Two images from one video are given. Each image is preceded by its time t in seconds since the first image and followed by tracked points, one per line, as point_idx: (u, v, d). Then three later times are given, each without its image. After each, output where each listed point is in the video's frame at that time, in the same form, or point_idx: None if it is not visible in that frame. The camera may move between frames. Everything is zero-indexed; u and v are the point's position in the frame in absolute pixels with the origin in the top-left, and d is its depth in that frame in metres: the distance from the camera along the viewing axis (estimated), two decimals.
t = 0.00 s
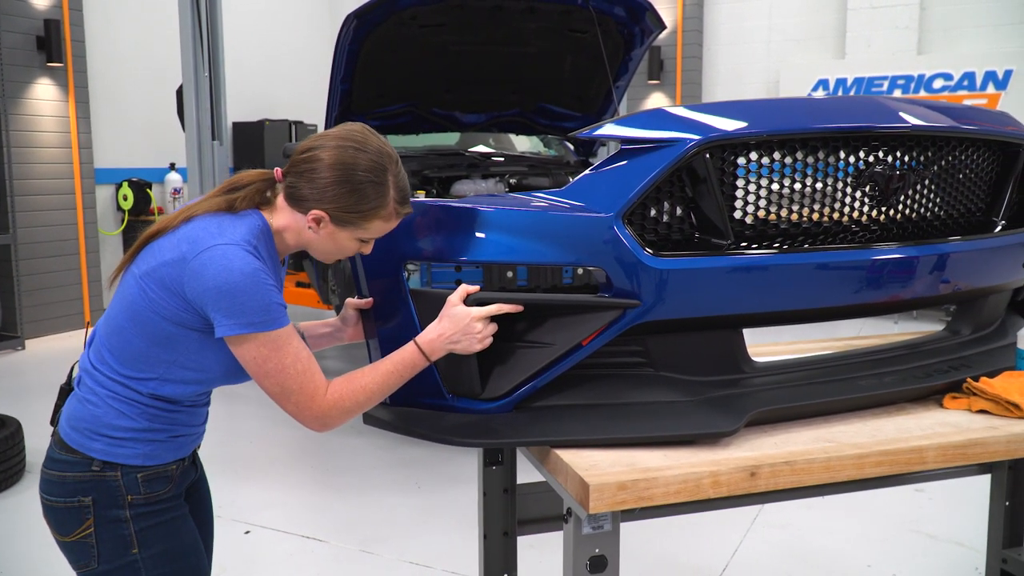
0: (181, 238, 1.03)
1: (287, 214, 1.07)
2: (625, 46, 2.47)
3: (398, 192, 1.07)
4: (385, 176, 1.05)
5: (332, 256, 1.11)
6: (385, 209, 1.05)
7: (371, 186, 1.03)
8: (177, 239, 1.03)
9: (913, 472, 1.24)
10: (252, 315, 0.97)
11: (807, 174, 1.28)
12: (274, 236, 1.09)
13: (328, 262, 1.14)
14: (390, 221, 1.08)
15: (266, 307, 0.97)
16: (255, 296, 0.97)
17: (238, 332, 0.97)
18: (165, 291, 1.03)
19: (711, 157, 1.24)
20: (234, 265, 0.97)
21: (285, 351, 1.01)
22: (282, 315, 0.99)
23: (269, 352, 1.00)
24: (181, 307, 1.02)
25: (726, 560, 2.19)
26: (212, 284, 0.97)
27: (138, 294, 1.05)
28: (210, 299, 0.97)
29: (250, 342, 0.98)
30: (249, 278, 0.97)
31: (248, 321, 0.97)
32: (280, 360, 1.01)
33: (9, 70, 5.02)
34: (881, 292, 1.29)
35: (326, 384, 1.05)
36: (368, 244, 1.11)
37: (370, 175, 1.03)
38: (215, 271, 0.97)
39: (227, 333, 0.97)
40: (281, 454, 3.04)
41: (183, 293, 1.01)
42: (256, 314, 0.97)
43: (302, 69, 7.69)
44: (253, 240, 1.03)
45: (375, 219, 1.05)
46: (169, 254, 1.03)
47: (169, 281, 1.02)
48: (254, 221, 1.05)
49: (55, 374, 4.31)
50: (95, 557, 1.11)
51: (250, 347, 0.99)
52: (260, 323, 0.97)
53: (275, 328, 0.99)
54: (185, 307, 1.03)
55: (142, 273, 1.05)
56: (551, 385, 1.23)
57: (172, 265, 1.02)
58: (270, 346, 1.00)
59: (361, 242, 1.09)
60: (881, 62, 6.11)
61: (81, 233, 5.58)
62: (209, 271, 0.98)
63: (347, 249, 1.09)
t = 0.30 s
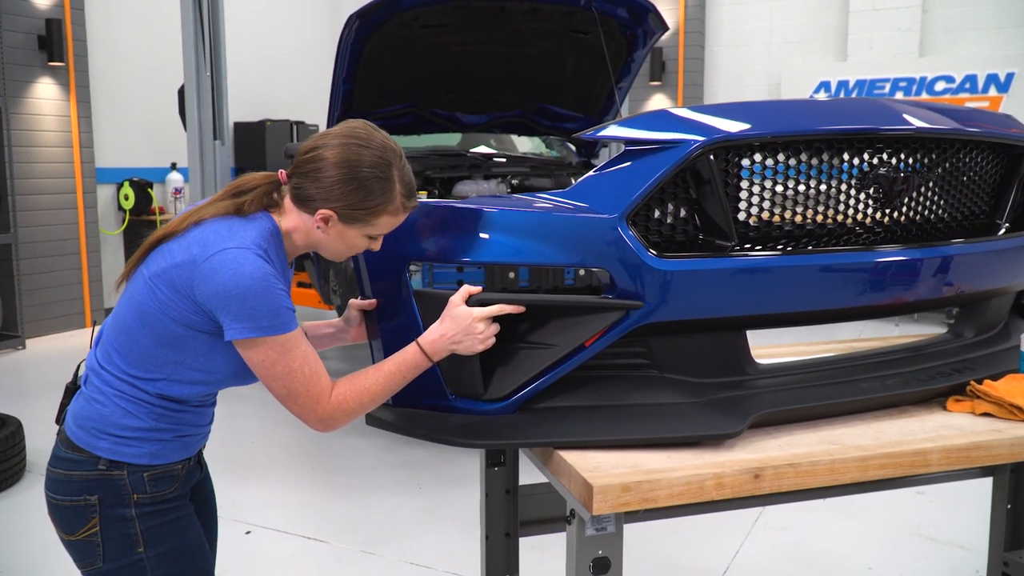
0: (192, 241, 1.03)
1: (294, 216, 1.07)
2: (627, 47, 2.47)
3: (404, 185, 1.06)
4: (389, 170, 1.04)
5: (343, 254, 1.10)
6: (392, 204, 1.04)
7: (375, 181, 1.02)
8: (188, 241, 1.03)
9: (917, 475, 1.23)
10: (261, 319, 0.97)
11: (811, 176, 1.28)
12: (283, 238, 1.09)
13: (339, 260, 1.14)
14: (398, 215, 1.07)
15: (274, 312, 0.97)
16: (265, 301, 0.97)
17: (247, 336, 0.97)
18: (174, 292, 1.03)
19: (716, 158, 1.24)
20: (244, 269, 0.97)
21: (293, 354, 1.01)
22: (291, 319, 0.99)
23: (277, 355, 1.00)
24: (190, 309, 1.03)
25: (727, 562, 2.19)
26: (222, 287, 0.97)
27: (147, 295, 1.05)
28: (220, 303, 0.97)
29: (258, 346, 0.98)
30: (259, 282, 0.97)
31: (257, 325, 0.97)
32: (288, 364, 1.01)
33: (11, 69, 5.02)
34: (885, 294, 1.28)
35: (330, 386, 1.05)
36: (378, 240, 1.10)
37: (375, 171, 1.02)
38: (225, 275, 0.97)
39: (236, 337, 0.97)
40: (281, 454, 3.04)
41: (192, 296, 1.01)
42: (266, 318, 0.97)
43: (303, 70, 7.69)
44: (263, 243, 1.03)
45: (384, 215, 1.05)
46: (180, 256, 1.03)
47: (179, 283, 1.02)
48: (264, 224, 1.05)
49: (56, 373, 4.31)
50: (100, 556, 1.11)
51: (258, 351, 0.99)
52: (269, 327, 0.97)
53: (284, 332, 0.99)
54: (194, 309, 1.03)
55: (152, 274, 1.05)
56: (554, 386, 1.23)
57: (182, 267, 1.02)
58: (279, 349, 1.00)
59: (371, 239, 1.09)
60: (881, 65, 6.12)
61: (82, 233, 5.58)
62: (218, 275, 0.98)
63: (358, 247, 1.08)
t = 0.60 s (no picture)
0: (194, 243, 1.03)
1: (290, 214, 1.07)
2: (628, 48, 2.47)
3: (387, 165, 1.04)
4: (367, 152, 1.02)
5: (346, 249, 1.09)
6: (375, 183, 1.02)
7: (352, 163, 1.01)
8: (191, 243, 1.03)
9: (918, 476, 1.23)
10: (263, 321, 0.97)
11: (811, 177, 1.28)
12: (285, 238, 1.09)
13: (348, 259, 1.12)
14: (389, 198, 1.04)
15: (277, 315, 0.97)
16: (267, 303, 0.97)
17: (250, 338, 0.97)
18: (177, 294, 1.03)
19: (716, 159, 1.24)
20: (247, 271, 0.97)
21: (295, 357, 1.01)
22: (293, 322, 0.99)
23: (280, 358, 1.00)
24: (193, 311, 1.02)
25: (728, 563, 2.19)
26: (224, 290, 0.97)
27: (151, 297, 1.05)
28: (222, 305, 0.97)
29: (261, 349, 0.98)
30: (262, 284, 0.97)
31: (260, 327, 0.97)
32: (290, 366, 1.01)
33: (12, 69, 5.03)
34: (886, 296, 1.28)
35: (332, 389, 1.05)
36: (379, 228, 1.08)
37: (354, 154, 1.01)
38: (227, 277, 0.97)
39: (238, 339, 0.97)
40: (282, 455, 3.04)
41: (196, 298, 1.01)
42: (268, 320, 0.97)
43: (304, 71, 7.69)
44: (266, 245, 1.03)
45: (371, 199, 1.02)
46: (182, 258, 1.03)
47: (182, 285, 1.02)
48: (264, 224, 1.06)
49: (56, 373, 4.31)
50: (108, 556, 1.11)
51: (260, 354, 0.99)
52: (272, 330, 0.97)
53: (286, 334, 0.99)
54: (198, 311, 1.03)
55: (156, 276, 1.05)
56: (555, 387, 1.23)
57: (185, 269, 1.02)
58: (280, 352, 1.00)
59: (369, 227, 1.07)
60: (881, 66, 6.12)
61: (82, 233, 5.58)
62: (221, 277, 0.97)
63: (357, 238, 1.07)
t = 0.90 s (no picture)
0: (211, 247, 1.02)
1: (308, 207, 1.06)
2: (628, 47, 2.46)
3: (395, 139, 1.02)
4: (374, 129, 1.01)
5: (371, 235, 1.07)
6: (388, 160, 1.00)
7: (360, 143, 1.00)
8: (209, 247, 1.02)
9: (920, 475, 1.23)
10: (282, 328, 0.95)
11: (813, 176, 1.28)
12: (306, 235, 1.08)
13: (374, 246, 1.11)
14: (405, 174, 1.03)
15: (295, 322, 0.96)
16: (285, 307, 0.95)
17: (268, 345, 0.96)
18: (196, 299, 1.02)
19: (718, 158, 1.24)
20: (265, 276, 0.96)
21: (312, 363, 0.99)
22: (312, 329, 0.98)
23: (297, 365, 0.98)
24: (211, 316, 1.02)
25: (730, 563, 2.18)
26: (243, 296, 0.96)
27: (168, 301, 1.05)
28: (240, 309, 0.96)
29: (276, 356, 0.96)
30: (280, 290, 0.96)
31: (278, 335, 0.95)
32: (307, 373, 0.99)
33: (12, 70, 5.04)
34: (888, 295, 1.28)
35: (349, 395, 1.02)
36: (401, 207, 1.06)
37: (360, 135, 1.00)
38: (246, 283, 0.96)
39: (256, 347, 0.96)
40: (283, 455, 3.04)
41: (214, 303, 1.00)
42: (286, 328, 0.96)
43: (304, 71, 7.69)
44: (284, 248, 1.01)
45: (387, 177, 1.01)
46: (199, 262, 1.02)
47: (201, 290, 1.01)
48: (279, 224, 1.05)
49: (57, 375, 4.31)
50: (129, 564, 1.11)
51: (277, 362, 0.97)
52: (290, 335, 0.96)
53: (304, 342, 0.97)
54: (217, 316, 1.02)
55: (173, 281, 1.05)
56: (556, 385, 1.23)
57: (204, 273, 1.01)
58: (298, 359, 0.98)
59: (390, 208, 1.05)
60: (882, 64, 6.11)
61: (82, 234, 5.57)
62: (240, 283, 0.96)
63: (383, 222, 1.05)
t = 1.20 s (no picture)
0: (278, 239, 0.93)
1: (368, 191, 1.00)
2: (629, 45, 2.45)
3: (456, 109, 0.97)
4: (434, 100, 0.96)
5: (437, 214, 1.01)
6: (453, 129, 0.95)
7: (424, 114, 0.94)
8: (276, 238, 0.93)
9: (921, 474, 1.23)
10: (368, 319, 0.88)
11: (814, 174, 1.28)
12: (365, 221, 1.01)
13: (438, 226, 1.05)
14: (469, 143, 0.98)
15: (381, 311, 0.89)
16: (370, 300, 0.87)
17: (353, 336, 0.88)
18: (264, 295, 0.93)
19: (718, 156, 1.23)
20: (348, 264, 0.88)
21: (400, 350, 0.92)
22: (397, 316, 0.91)
23: (386, 354, 0.91)
24: (282, 312, 0.93)
25: (730, 561, 2.19)
26: (324, 287, 0.87)
27: (229, 300, 0.96)
28: (320, 305, 0.88)
29: (365, 348, 0.89)
30: (365, 280, 0.88)
31: (365, 325, 0.88)
32: (397, 360, 0.92)
33: (12, 69, 5.03)
34: (888, 293, 1.28)
35: (449, 384, 0.98)
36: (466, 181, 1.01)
37: (420, 105, 0.95)
38: (326, 274, 0.88)
39: (341, 339, 0.88)
40: (285, 454, 3.04)
41: (286, 297, 0.91)
42: (372, 318, 0.88)
43: (304, 69, 7.68)
44: (355, 237, 0.93)
45: (452, 146, 0.96)
46: (267, 255, 0.92)
47: (269, 284, 0.92)
48: (342, 209, 0.96)
49: (58, 374, 4.30)
50: None
51: (363, 353, 0.90)
52: (377, 326, 0.88)
53: (392, 331, 0.90)
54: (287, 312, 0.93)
55: (235, 277, 0.95)
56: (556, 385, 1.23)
57: (272, 266, 0.92)
58: (386, 348, 0.91)
59: (456, 181, 0.99)
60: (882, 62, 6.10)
61: (83, 233, 5.58)
62: (319, 273, 0.88)
63: (450, 196, 0.99)
